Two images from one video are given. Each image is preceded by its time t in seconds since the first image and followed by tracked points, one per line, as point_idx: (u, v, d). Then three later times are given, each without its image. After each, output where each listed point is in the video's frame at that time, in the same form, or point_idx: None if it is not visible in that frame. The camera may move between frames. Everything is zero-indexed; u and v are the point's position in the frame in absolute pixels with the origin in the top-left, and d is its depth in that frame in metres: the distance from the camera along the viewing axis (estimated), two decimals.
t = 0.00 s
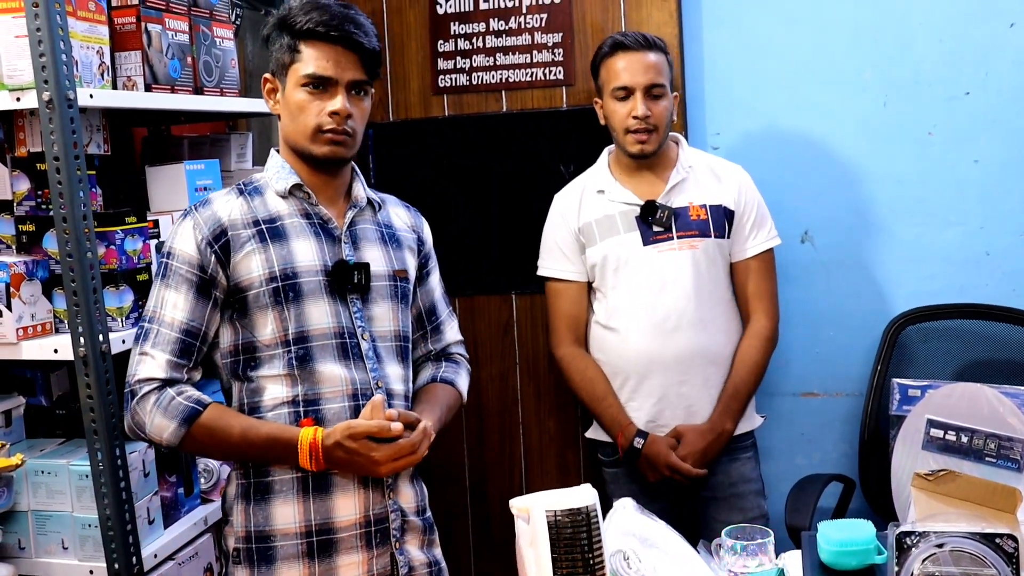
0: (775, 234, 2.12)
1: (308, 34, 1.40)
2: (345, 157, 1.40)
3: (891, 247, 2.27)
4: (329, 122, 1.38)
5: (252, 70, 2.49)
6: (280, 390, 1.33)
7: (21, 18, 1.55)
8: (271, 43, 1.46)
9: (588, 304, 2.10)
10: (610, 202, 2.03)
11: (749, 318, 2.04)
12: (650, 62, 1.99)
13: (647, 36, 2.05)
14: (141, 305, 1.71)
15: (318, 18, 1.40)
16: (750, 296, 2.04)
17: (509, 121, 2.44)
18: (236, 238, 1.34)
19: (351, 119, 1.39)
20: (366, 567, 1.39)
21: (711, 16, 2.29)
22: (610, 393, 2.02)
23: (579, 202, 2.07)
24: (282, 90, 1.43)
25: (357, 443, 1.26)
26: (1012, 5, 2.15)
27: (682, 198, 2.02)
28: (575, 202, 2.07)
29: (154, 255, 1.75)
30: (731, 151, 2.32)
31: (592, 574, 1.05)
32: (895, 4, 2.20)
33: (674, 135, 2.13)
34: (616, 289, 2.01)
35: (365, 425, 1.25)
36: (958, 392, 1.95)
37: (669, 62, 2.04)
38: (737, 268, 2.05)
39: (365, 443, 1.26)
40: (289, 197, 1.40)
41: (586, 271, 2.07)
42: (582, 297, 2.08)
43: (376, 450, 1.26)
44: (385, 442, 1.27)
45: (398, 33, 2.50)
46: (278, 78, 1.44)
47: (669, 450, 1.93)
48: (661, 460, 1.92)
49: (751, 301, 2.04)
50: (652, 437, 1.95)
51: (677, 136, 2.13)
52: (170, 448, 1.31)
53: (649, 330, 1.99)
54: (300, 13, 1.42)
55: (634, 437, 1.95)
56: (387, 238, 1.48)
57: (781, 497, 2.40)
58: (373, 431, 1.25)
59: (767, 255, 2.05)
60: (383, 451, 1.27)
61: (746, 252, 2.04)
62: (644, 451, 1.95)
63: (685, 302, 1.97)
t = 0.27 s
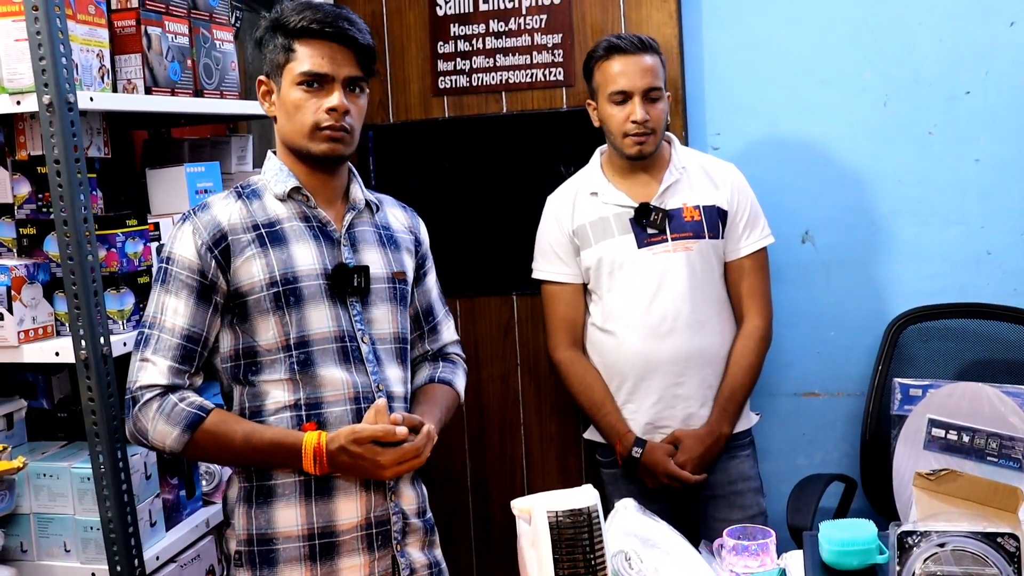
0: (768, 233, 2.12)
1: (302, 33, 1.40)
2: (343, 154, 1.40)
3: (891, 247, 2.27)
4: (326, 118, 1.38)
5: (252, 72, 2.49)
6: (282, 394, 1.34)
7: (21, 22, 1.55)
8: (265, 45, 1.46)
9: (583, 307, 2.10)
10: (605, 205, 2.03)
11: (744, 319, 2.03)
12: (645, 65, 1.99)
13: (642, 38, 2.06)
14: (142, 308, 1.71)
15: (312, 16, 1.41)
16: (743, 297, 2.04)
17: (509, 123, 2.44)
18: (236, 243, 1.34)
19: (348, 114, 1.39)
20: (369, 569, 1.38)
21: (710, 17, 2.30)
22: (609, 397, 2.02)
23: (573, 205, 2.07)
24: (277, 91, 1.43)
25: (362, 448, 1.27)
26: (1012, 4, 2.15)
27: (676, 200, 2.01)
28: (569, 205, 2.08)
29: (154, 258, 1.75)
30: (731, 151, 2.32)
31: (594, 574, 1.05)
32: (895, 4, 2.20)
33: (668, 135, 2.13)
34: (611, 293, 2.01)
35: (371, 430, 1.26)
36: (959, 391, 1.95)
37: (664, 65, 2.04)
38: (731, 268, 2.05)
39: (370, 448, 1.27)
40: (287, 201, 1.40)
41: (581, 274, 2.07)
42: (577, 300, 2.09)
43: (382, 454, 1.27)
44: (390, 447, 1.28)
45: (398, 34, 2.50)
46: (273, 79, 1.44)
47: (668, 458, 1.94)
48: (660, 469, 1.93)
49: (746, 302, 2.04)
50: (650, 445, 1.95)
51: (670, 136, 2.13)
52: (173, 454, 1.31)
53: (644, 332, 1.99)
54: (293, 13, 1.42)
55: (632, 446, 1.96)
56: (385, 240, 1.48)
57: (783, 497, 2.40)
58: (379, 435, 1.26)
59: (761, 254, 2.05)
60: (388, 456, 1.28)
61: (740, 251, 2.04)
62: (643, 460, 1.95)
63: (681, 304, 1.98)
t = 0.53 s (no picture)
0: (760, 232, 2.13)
1: (308, 31, 1.39)
2: (350, 152, 1.40)
3: (891, 247, 2.27)
4: (334, 116, 1.37)
5: (252, 74, 2.49)
6: (293, 394, 1.34)
7: (20, 24, 1.55)
8: (267, 44, 1.45)
9: (577, 309, 2.09)
10: (599, 208, 2.02)
11: (739, 319, 2.04)
12: (639, 68, 1.99)
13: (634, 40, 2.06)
14: (142, 309, 1.71)
15: (317, 14, 1.40)
16: (740, 297, 2.05)
17: (509, 124, 2.44)
18: (244, 244, 1.33)
19: (356, 111, 1.39)
20: (380, 564, 1.39)
21: (710, 18, 2.30)
22: (607, 403, 2.02)
23: (568, 208, 2.06)
24: (281, 89, 1.42)
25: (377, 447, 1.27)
26: (1011, 5, 2.15)
27: (671, 201, 2.01)
28: (563, 208, 2.07)
29: (154, 260, 1.76)
30: (730, 152, 2.32)
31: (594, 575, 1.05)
32: (894, 4, 2.20)
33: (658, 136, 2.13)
34: (607, 295, 2.02)
35: (386, 429, 1.26)
36: (959, 391, 1.95)
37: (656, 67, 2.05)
38: (726, 268, 2.06)
39: (385, 446, 1.27)
40: (292, 201, 1.39)
41: (576, 277, 2.07)
42: (573, 304, 2.08)
43: (397, 453, 1.28)
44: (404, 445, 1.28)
45: (398, 36, 2.50)
46: (276, 77, 1.43)
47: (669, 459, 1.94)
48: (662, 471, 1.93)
49: (742, 302, 2.05)
50: (651, 447, 1.95)
51: (660, 137, 2.13)
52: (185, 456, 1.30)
53: (643, 334, 1.98)
54: (297, 12, 1.41)
55: (633, 449, 1.96)
56: (388, 238, 1.48)
57: (783, 498, 2.40)
58: (394, 434, 1.26)
59: (755, 253, 2.06)
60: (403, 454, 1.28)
61: (735, 250, 2.04)
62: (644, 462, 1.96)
63: (677, 306, 1.98)
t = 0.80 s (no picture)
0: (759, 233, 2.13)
1: (329, 34, 1.38)
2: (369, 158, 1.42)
3: (891, 248, 2.27)
4: (360, 121, 1.38)
5: (252, 75, 2.50)
6: (309, 391, 1.34)
7: (20, 24, 1.55)
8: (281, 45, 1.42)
9: (575, 310, 2.10)
10: (597, 209, 2.02)
11: (738, 319, 2.04)
12: (636, 69, 1.99)
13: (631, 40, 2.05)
14: (143, 309, 1.71)
15: (337, 18, 1.39)
16: (738, 297, 2.05)
17: (509, 124, 2.44)
18: (256, 243, 1.33)
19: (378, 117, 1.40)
20: (398, 557, 1.39)
21: (710, 18, 2.30)
22: (606, 405, 2.02)
23: (565, 208, 2.07)
24: (300, 91, 1.40)
25: (397, 440, 1.28)
26: (1011, 5, 2.15)
27: (669, 202, 2.01)
28: (561, 209, 2.07)
29: (155, 261, 1.76)
30: (730, 153, 2.32)
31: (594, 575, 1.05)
32: (894, 5, 2.20)
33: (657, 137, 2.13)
34: (605, 296, 2.02)
35: (405, 422, 1.27)
36: (959, 392, 1.96)
37: (654, 67, 2.04)
38: (724, 268, 2.06)
39: (404, 439, 1.28)
40: (300, 200, 1.39)
41: (575, 278, 2.07)
42: (571, 304, 2.08)
43: (416, 446, 1.28)
44: (423, 438, 1.29)
45: (398, 36, 2.50)
46: (294, 79, 1.40)
47: (667, 461, 1.94)
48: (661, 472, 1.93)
49: (740, 302, 2.05)
50: (649, 448, 1.95)
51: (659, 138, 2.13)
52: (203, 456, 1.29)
53: (641, 335, 1.98)
54: (314, 14, 1.40)
55: (631, 450, 1.96)
56: (393, 234, 1.48)
57: (783, 498, 2.40)
58: (413, 426, 1.27)
59: (753, 254, 2.06)
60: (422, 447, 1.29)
61: (734, 251, 2.04)
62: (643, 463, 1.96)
63: (676, 306, 1.97)
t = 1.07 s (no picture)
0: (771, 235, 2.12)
1: (347, 33, 1.39)
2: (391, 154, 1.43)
3: (891, 248, 2.28)
4: (383, 118, 1.39)
5: (252, 75, 2.51)
6: (326, 388, 1.34)
7: (20, 24, 1.55)
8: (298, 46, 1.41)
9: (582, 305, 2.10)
10: (606, 205, 2.03)
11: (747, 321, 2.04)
12: (633, 66, 2.00)
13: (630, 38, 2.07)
14: (144, 310, 1.71)
15: (353, 16, 1.39)
16: (745, 297, 2.06)
17: (510, 124, 2.44)
18: (275, 242, 1.32)
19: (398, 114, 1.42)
20: (417, 549, 1.40)
21: (711, 19, 2.30)
22: (606, 394, 2.01)
23: (574, 204, 2.08)
24: (319, 91, 1.39)
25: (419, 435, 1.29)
26: (1011, 6, 2.15)
27: (677, 201, 2.02)
28: (570, 204, 2.08)
29: (155, 261, 1.76)
30: (730, 153, 2.32)
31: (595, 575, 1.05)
32: (894, 5, 2.20)
33: (669, 137, 2.13)
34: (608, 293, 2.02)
35: (429, 417, 1.28)
36: (959, 392, 1.96)
37: (657, 64, 2.04)
38: (732, 270, 2.07)
39: (427, 433, 1.29)
40: (314, 198, 1.38)
41: (581, 273, 2.08)
42: (577, 299, 2.09)
43: (439, 441, 1.30)
44: (445, 433, 1.30)
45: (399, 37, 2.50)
46: (312, 79, 1.40)
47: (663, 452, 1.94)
48: (657, 460, 1.93)
49: (749, 304, 2.05)
50: (646, 437, 1.95)
51: (671, 138, 2.13)
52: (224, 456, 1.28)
53: (643, 334, 1.99)
54: (330, 14, 1.40)
55: (629, 435, 1.96)
56: (400, 232, 1.50)
57: (783, 499, 2.40)
58: (437, 421, 1.28)
59: (762, 257, 2.06)
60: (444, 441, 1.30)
61: (741, 255, 2.05)
62: (638, 450, 1.95)
63: (681, 304, 1.98)
